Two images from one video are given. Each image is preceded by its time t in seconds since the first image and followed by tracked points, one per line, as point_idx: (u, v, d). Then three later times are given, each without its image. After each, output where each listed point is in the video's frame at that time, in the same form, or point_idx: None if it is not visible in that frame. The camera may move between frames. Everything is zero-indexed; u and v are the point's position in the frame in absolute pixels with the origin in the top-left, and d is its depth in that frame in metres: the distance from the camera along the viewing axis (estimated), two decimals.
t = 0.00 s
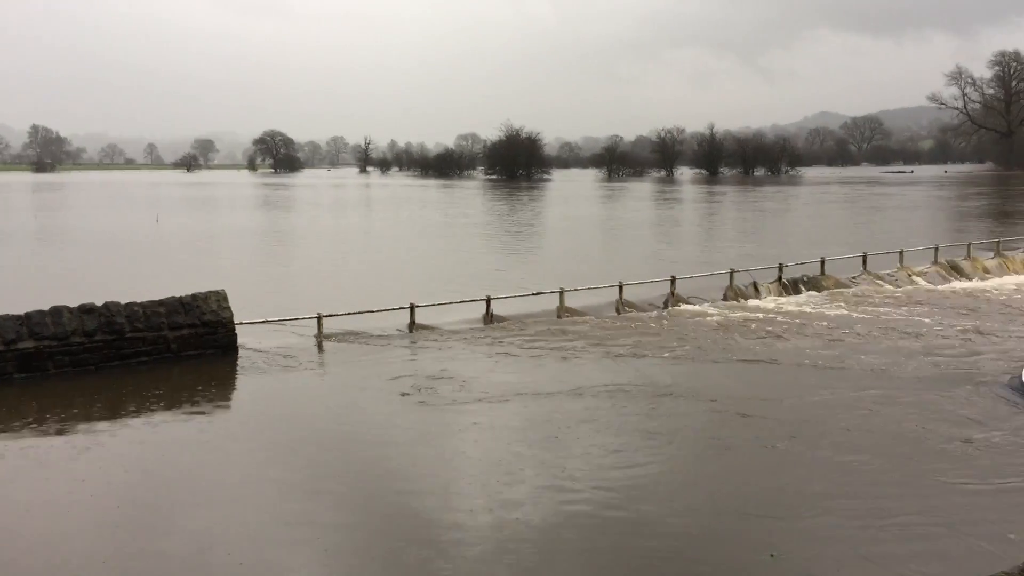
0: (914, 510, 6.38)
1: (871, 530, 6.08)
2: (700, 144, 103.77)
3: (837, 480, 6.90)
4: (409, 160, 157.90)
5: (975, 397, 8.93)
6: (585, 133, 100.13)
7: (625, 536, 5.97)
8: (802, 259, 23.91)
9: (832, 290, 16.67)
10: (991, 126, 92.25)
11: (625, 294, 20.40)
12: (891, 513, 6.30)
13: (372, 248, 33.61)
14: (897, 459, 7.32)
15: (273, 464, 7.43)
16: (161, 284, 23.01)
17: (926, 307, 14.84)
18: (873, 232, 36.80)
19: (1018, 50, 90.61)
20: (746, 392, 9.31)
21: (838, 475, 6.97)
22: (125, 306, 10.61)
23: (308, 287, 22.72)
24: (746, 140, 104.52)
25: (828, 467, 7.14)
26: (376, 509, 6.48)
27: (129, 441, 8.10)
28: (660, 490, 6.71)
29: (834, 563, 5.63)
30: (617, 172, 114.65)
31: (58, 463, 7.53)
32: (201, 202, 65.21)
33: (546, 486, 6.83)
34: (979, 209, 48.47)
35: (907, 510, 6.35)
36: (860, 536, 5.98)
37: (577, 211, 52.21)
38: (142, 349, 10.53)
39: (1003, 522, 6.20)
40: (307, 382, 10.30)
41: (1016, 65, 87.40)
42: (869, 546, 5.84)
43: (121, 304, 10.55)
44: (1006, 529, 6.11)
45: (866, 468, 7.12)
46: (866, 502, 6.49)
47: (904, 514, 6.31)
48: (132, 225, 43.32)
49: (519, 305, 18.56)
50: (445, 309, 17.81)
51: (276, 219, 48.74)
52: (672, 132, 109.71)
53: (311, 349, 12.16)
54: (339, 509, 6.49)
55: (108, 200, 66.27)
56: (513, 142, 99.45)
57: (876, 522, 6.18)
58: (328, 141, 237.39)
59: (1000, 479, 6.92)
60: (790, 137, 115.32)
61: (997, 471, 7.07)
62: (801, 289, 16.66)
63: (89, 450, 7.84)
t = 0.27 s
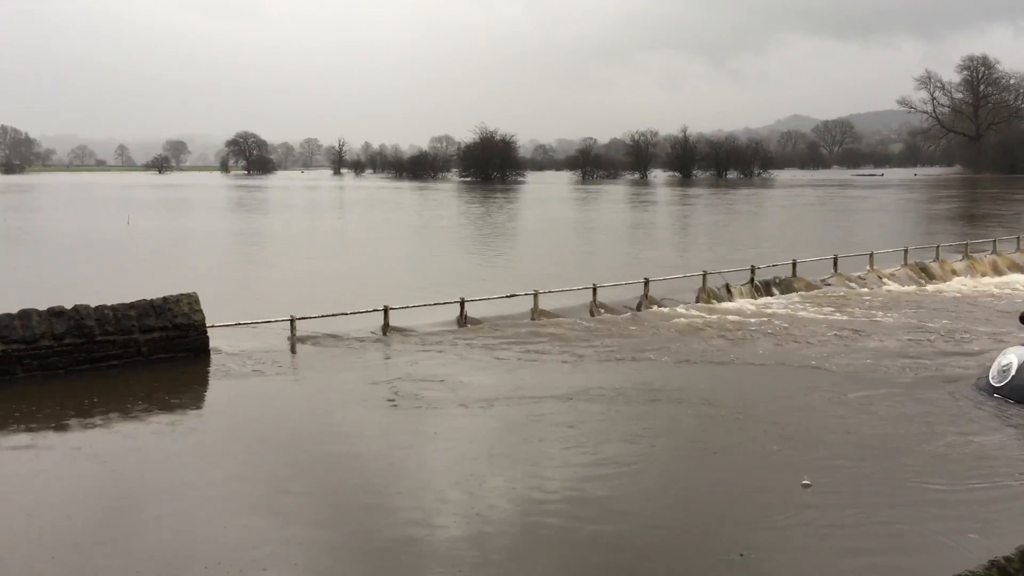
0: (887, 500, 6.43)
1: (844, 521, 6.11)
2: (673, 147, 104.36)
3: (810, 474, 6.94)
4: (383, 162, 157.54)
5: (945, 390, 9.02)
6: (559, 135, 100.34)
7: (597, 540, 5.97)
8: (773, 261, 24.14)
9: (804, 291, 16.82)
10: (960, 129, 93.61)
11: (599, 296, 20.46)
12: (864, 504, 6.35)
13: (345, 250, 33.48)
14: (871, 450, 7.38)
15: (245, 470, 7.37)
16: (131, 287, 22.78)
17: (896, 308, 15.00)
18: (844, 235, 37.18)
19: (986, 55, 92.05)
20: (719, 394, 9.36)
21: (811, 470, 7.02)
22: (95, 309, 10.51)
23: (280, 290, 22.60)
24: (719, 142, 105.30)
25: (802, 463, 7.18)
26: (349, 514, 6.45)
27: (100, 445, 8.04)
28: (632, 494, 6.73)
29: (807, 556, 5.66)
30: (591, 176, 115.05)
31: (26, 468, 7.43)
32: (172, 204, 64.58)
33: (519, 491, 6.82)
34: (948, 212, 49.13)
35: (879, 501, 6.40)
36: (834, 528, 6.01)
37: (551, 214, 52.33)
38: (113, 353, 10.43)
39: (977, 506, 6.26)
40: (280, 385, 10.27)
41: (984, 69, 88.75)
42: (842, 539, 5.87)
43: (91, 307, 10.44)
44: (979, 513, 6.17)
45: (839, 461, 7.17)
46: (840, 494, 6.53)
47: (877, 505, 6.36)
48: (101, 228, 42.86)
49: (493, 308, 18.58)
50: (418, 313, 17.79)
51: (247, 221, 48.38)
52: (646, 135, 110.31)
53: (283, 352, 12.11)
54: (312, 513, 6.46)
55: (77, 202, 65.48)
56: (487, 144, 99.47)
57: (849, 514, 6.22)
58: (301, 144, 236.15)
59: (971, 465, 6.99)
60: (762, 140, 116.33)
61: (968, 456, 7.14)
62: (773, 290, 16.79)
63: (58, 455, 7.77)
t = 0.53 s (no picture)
0: (859, 494, 6.51)
1: (814, 522, 6.16)
2: (648, 148, 104.77)
3: (782, 474, 7.00)
4: (358, 163, 156.98)
5: (916, 388, 9.14)
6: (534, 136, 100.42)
7: (570, 542, 5.98)
8: (746, 262, 24.31)
9: (776, 292, 16.96)
10: (929, 131, 94.76)
11: (574, 298, 20.51)
12: (837, 499, 6.42)
13: (319, 251, 33.34)
14: (842, 448, 7.45)
15: (218, 473, 7.32)
16: (102, 289, 22.55)
17: (867, 308, 15.17)
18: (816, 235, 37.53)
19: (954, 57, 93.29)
20: (695, 395, 9.40)
21: (784, 470, 7.06)
22: (64, 312, 10.40)
23: (252, 292, 22.47)
24: (692, 143, 105.89)
25: (775, 463, 7.23)
26: (325, 516, 6.41)
27: (71, 448, 7.97)
28: (606, 496, 6.73)
29: (780, 550, 5.71)
30: (566, 177, 115.30)
31: None
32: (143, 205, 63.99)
33: (492, 493, 6.82)
34: (917, 213, 49.73)
35: (852, 495, 6.47)
36: (805, 530, 6.07)
37: (526, 215, 52.37)
38: (83, 355, 10.33)
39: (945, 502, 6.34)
40: (252, 387, 10.22)
41: (953, 71, 89.83)
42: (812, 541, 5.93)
43: (60, 309, 10.34)
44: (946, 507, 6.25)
45: (815, 460, 7.22)
46: (813, 491, 6.60)
47: (850, 500, 6.43)
48: (71, 229, 42.37)
49: (467, 309, 18.58)
50: (393, 315, 17.75)
51: (220, 223, 48.04)
52: (620, 136, 110.70)
53: (256, 354, 12.05)
54: (286, 516, 6.43)
55: (46, 203, 64.67)
56: (462, 145, 99.37)
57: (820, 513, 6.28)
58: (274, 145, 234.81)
59: (940, 458, 7.08)
60: (735, 142, 117.14)
61: (938, 446, 7.24)
62: (746, 291, 16.92)
63: (28, 459, 7.70)
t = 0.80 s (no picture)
0: (830, 482, 6.54)
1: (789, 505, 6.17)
2: (622, 148, 105.14)
3: (757, 466, 7.02)
4: (332, 163, 156.32)
5: (886, 386, 9.22)
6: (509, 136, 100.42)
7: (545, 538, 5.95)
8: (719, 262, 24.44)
9: (748, 291, 17.06)
10: (900, 132, 95.81)
11: (548, 298, 20.53)
12: (808, 490, 6.44)
13: (293, 252, 33.15)
14: (815, 442, 7.49)
15: (190, 477, 7.24)
16: (71, 290, 22.30)
17: (837, 308, 15.30)
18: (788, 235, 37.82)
19: (924, 59, 94.39)
20: (671, 396, 9.41)
21: (759, 463, 7.08)
22: (32, 313, 10.27)
23: (224, 293, 22.31)
24: (666, 143, 106.38)
25: (750, 456, 7.25)
26: (297, 519, 6.35)
27: (39, 452, 7.87)
28: (581, 493, 6.69)
29: (752, 539, 5.72)
30: (540, 177, 115.47)
31: None
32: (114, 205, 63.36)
33: (467, 492, 6.78)
34: (888, 213, 50.25)
35: (822, 485, 6.50)
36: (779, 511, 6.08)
37: (500, 215, 52.38)
38: (51, 358, 10.20)
39: (916, 479, 6.39)
40: (224, 389, 10.14)
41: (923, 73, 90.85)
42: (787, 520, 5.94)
43: (28, 311, 10.20)
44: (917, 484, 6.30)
45: (786, 454, 7.25)
46: (784, 482, 6.61)
47: (821, 490, 6.45)
48: (40, 229, 41.87)
49: (441, 309, 18.54)
50: (366, 316, 17.68)
51: (192, 223, 47.67)
52: (594, 136, 111.01)
53: (228, 356, 11.95)
54: (258, 520, 6.36)
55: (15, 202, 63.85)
56: (437, 144, 99.21)
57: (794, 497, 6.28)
58: (247, 144, 233.29)
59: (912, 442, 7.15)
60: (708, 141, 117.77)
61: (907, 439, 7.29)
62: (718, 291, 17.00)
63: None
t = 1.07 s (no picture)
0: (800, 468, 6.58)
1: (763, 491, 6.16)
2: (595, 148, 105.45)
3: (730, 456, 7.01)
4: (305, 163, 155.56)
5: (857, 385, 9.29)
6: (482, 136, 100.45)
7: (518, 528, 5.87)
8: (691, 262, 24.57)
9: (720, 291, 17.16)
10: (870, 133, 96.79)
11: (521, 298, 20.55)
12: (778, 476, 6.48)
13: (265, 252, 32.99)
14: (788, 436, 7.51)
15: (159, 480, 7.15)
16: (39, 291, 22.05)
17: (808, 307, 15.42)
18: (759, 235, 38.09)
19: (893, 61, 95.40)
20: (644, 393, 9.40)
21: (732, 455, 7.07)
22: None
23: (195, 294, 22.14)
24: (639, 144, 106.81)
25: (724, 449, 7.25)
26: (267, 518, 6.28)
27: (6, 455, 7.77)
28: (555, 484, 6.62)
29: (722, 521, 5.73)
30: (514, 177, 115.55)
31: None
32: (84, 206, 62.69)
33: (439, 487, 6.71)
34: (858, 213, 50.74)
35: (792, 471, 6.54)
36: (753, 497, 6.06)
37: (473, 216, 52.34)
38: (17, 360, 10.07)
39: (888, 470, 6.43)
40: (194, 390, 10.05)
41: (892, 75, 91.85)
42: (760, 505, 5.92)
43: None
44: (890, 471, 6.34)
45: (759, 445, 7.28)
46: (756, 469, 6.64)
47: (790, 474, 6.49)
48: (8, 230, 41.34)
49: (414, 310, 18.51)
50: (338, 317, 17.61)
51: (163, 223, 47.26)
52: (568, 136, 111.22)
53: (199, 357, 11.86)
54: (227, 520, 6.28)
55: None
56: (410, 145, 99.02)
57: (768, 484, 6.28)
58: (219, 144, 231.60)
59: (882, 437, 7.20)
60: (681, 142, 118.37)
61: (875, 429, 7.36)
62: (691, 291, 17.09)
63: None
